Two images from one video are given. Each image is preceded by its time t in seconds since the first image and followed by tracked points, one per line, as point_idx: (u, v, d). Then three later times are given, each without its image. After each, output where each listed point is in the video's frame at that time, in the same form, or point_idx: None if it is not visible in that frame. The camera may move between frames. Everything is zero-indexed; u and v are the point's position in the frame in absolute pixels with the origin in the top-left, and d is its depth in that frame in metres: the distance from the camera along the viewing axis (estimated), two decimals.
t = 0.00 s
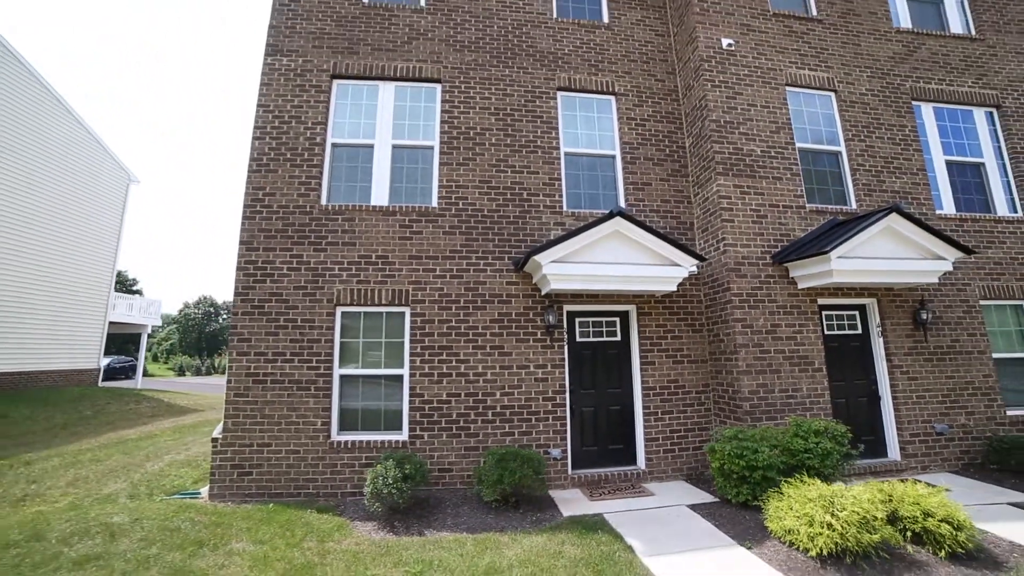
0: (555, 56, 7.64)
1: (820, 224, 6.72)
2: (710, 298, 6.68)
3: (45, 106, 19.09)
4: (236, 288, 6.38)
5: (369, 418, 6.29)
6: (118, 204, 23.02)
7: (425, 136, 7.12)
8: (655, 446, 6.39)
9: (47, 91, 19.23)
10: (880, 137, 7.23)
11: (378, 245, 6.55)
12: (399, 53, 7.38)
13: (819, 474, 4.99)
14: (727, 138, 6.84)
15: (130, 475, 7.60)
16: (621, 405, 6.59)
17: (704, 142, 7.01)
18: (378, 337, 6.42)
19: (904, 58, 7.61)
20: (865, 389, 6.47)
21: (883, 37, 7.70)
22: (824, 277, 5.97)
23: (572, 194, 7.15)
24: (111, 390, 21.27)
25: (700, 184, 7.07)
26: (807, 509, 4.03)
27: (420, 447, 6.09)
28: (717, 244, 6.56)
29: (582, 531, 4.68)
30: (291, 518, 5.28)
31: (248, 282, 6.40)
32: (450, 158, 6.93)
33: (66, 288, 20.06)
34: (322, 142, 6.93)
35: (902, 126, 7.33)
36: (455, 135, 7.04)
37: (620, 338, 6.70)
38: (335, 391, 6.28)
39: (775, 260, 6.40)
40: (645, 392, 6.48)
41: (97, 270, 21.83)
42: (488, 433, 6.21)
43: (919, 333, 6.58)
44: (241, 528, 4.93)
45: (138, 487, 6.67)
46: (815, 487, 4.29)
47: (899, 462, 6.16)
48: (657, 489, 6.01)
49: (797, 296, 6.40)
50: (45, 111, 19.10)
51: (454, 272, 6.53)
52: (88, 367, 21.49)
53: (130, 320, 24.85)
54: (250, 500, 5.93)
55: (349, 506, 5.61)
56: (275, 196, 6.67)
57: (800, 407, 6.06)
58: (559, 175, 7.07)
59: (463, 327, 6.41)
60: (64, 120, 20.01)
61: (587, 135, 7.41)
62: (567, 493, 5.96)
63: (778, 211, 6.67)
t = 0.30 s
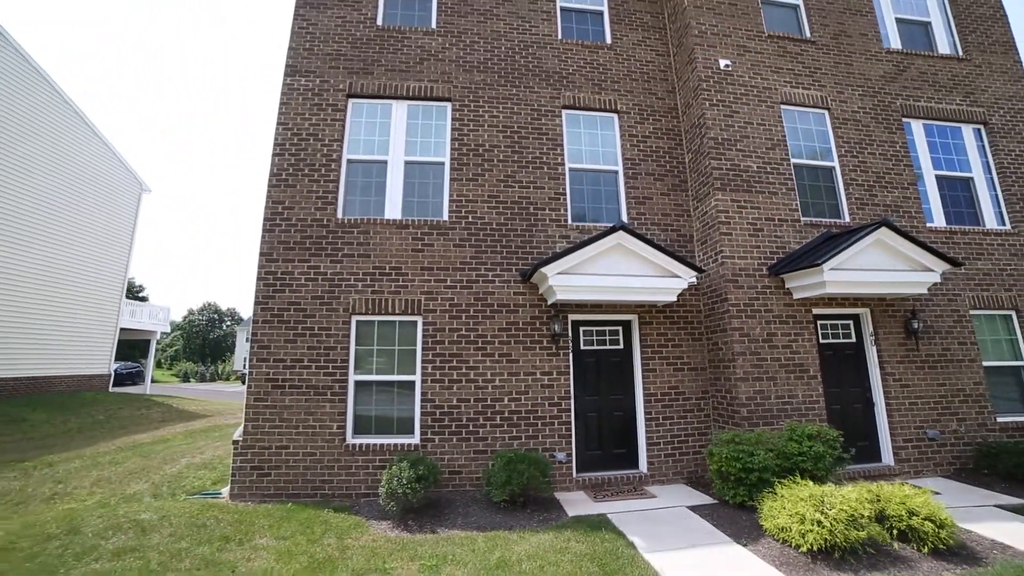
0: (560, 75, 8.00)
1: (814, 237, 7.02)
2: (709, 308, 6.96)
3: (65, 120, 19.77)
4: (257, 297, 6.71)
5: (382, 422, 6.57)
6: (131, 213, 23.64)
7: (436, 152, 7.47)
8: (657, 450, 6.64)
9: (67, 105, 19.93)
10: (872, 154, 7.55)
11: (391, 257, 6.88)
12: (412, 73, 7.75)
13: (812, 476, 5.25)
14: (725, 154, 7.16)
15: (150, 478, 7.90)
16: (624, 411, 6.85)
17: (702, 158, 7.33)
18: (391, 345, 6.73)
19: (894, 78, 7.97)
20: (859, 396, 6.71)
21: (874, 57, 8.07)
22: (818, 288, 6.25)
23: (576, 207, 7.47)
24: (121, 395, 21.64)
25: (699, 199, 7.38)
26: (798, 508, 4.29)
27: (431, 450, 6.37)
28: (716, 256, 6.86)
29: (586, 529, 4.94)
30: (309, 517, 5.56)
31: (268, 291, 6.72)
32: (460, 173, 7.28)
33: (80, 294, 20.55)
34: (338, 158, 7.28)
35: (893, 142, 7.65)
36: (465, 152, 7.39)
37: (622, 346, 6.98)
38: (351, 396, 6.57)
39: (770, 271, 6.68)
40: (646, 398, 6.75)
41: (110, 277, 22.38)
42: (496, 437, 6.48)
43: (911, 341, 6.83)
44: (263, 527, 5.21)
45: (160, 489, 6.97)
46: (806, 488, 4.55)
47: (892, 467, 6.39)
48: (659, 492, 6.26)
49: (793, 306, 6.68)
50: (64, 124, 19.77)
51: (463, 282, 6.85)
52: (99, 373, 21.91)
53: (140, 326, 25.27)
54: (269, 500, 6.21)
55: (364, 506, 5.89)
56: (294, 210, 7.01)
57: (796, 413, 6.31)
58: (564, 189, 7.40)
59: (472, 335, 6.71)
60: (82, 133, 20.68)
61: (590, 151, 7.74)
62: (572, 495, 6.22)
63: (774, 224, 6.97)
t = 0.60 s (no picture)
0: (565, 96, 8.37)
1: (808, 252, 7.32)
2: (708, 321, 7.24)
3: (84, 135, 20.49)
4: (275, 309, 7.01)
5: (394, 429, 6.84)
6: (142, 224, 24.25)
7: (447, 171, 7.82)
8: (658, 458, 6.88)
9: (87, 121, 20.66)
10: (864, 172, 7.88)
11: (404, 271, 7.20)
12: (423, 95, 8.14)
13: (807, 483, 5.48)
14: (723, 173, 7.48)
15: (167, 483, 8.16)
16: (627, 420, 7.10)
17: (701, 176, 7.66)
18: (403, 355, 7.02)
19: (884, 100, 8.36)
20: (854, 406, 6.94)
21: (865, 79, 8.48)
22: (812, 302, 6.52)
23: (581, 223, 7.79)
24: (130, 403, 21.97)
25: (698, 215, 7.70)
26: (792, 511, 4.53)
27: (441, 457, 6.63)
28: (714, 270, 7.15)
29: (591, 532, 5.18)
30: (325, 519, 5.81)
31: (286, 303, 7.03)
32: (469, 191, 7.62)
33: (92, 303, 21.05)
34: (353, 176, 7.64)
35: (885, 161, 7.99)
36: (474, 170, 7.74)
37: (625, 357, 7.25)
38: (364, 405, 6.85)
39: (767, 285, 6.96)
40: (647, 407, 7.00)
41: (121, 287, 22.93)
42: (503, 444, 6.74)
43: (904, 353, 7.08)
44: (283, 529, 5.47)
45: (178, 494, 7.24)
46: (800, 492, 4.79)
47: (887, 475, 6.60)
48: (660, 498, 6.48)
49: (788, 319, 6.94)
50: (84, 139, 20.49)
51: (472, 295, 7.15)
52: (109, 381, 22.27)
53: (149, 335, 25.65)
54: (285, 504, 6.47)
55: (376, 510, 6.14)
56: (311, 225, 7.34)
57: (793, 422, 6.55)
58: (569, 206, 7.73)
59: (481, 346, 7.00)
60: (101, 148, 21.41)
61: (594, 169, 8.09)
62: (576, 501, 6.45)
63: (770, 240, 7.27)
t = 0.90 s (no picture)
0: (568, 117, 8.74)
1: (803, 267, 7.61)
2: (707, 333, 7.50)
3: (96, 150, 21.17)
4: (291, 322, 7.30)
5: (406, 439, 7.09)
6: (150, 237, 24.82)
7: (455, 189, 8.16)
8: (660, 466, 7.11)
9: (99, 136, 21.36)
10: (856, 189, 8.20)
11: (414, 285, 7.51)
12: (432, 117, 8.51)
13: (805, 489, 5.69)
14: (720, 190, 7.79)
15: (183, 492, 8.39)
16: (630, 429, 7.33)
17: (699, 194, 7.98)
18: (413, 367, 7.30)
19: (874, 119, 8.73)
20: (850, 415, 7.16)
21: (856, 99, 8.87)
22: (807, 314, 6.79)
23: (584, 239, 8.10)
24: (138, 414, 22.21)
25: (697, 231, 8.01)
26: (787, 515, 4.76)
27: (451, 465, 6.87)
28: (713, 285, 7.43)
29: (596, 536, 5.40)
30: (340, 525, 6.05)
31: (301, 317, 7.31)
32: (477, 208, 7.95)
33: (102, 315, 21.51)
34: (366, 195, 7.97)
35: (876, 178, 8.32)
36: (482, 188, 8.08)
37: (627, 368, 7.51)
38: (376, 415, 7.10)
39: (764, 298, 7.24)
40: (650, 417, 7.24)
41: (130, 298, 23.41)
42: (511, 453, 6.98)
43: (898, 363, 7.31)
44: (301, 535, 5.72)
45: (196, 503, 7.46)
46: (796, 497, 5.02)
47: (883, 483, 6.80)
48: (663, 505, 6.69)
49: (785, 330, 7.20)
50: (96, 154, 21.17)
51: (481, 309, 7.45)
52: (117, 392, 22.57)
53: (156, 347, 25.96)
54: (300, 511, 6.70)
55: (389, 517, 6.36)
56: (325, 241, 7.65)
57: (791, 430, 6.77)
58: (573, 223, 8.05)
59: (488, 358, 7.27)
60: (112, 162, 22.08)
61: (596, 187, 8.42)
62: (582, 508, 6.67)
63: (766, 255, 7.56)
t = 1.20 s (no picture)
0: (569, 135, 9.08)
1: (796, 279, 7.91)
2: (704, 343, 7.77)
3: (104, 164, 21.61)
4: (302, 334, 7.54)
5: (413, 448, 7.31)
6: (155, 248, 25.17)
7: (460, 205, 8.47)
8: (660, 473, 7.34)
9: (107, 150, 21.82)
10: (846, 204, 8.53)
11: (421, 298, 7.78)
12: (438, 136, 8.84)
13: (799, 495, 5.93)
14: (716, 206, 8.11)
15: (193, 501, 8.58)
16: (630, 437, 7.57)
17: (696, 209, 8.30)
18: (421, 378, 7.55)
19: (862, 137, 9.10)
20: (843, 423, 7.40)
21: (845, 118, 9.24)
22: (800, 325, 7.08)
23: (585, 253, 8.40)
24: (140, 424, 22.33)
25: (693, 245, 8.32)
26: (782, 519, 5.00)
27: (457, 473, 7.10)
28: (709, 297, 7.72)
29: (599, 541, 5.63)
30: (351, 532, 6.26)
31: (312, 329, 7.55)
32: (482, 224, 8.26)
33: (107, 324, 21.77)
34: (374, 211, 8.27)
35: (865, 193, 8.65)
36: (486, 205, 8.39)
37: (627, 378, 7.76)
38: (385, 424, 7.33)
39: (758, 310, 7.53)
40: (650, 425, 7.48)
41: (135, 309, 23.71)
42: (516, 460, 7.21)
43: (889, 372, 7.56)
44: (314, 541, 5.93)
45: (208, 511, 7.66)
46: (790, 502, 5.26)
47: (876, 488, 7.03)
48: (663, 511, 6.91)
49: (779, 341, 7.47)
50: (104, 168, 21.61)
51: (486, 321, 7.73)
52: (120, 402, 22.73)
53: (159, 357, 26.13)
54: (310, 519, 6.90)
55: (398, 524, 6.57)
56: (335, 256, 7.92)
57: (786, 438, 7.01)
58: (574, 237, 8.36)
59: (493, 369, 7.53)
60: (119, 175, 22.51)
61: (596, 203, 8.75)
62: (585, 514, 6.89)
63: (760, 268, 7.85)
